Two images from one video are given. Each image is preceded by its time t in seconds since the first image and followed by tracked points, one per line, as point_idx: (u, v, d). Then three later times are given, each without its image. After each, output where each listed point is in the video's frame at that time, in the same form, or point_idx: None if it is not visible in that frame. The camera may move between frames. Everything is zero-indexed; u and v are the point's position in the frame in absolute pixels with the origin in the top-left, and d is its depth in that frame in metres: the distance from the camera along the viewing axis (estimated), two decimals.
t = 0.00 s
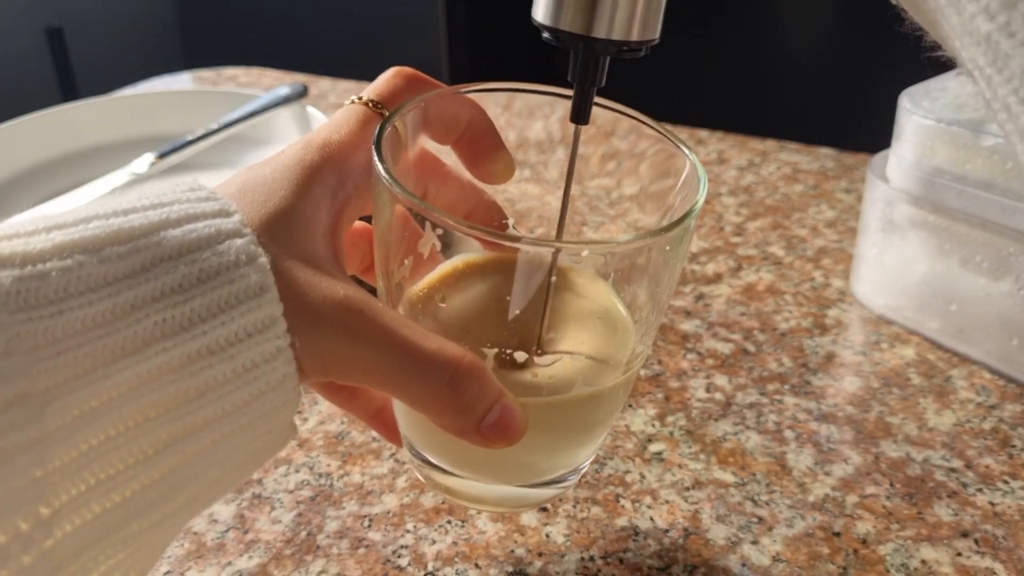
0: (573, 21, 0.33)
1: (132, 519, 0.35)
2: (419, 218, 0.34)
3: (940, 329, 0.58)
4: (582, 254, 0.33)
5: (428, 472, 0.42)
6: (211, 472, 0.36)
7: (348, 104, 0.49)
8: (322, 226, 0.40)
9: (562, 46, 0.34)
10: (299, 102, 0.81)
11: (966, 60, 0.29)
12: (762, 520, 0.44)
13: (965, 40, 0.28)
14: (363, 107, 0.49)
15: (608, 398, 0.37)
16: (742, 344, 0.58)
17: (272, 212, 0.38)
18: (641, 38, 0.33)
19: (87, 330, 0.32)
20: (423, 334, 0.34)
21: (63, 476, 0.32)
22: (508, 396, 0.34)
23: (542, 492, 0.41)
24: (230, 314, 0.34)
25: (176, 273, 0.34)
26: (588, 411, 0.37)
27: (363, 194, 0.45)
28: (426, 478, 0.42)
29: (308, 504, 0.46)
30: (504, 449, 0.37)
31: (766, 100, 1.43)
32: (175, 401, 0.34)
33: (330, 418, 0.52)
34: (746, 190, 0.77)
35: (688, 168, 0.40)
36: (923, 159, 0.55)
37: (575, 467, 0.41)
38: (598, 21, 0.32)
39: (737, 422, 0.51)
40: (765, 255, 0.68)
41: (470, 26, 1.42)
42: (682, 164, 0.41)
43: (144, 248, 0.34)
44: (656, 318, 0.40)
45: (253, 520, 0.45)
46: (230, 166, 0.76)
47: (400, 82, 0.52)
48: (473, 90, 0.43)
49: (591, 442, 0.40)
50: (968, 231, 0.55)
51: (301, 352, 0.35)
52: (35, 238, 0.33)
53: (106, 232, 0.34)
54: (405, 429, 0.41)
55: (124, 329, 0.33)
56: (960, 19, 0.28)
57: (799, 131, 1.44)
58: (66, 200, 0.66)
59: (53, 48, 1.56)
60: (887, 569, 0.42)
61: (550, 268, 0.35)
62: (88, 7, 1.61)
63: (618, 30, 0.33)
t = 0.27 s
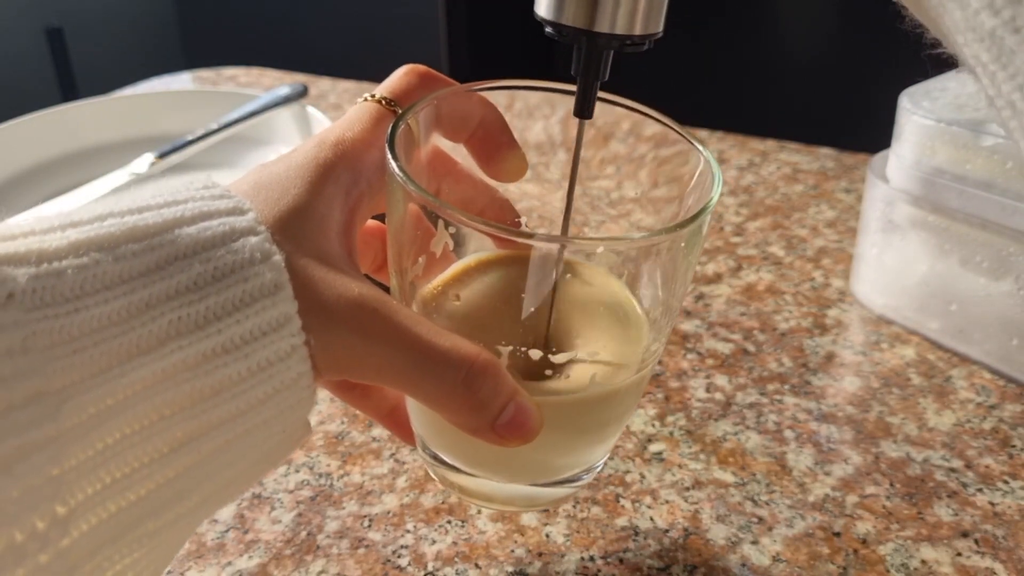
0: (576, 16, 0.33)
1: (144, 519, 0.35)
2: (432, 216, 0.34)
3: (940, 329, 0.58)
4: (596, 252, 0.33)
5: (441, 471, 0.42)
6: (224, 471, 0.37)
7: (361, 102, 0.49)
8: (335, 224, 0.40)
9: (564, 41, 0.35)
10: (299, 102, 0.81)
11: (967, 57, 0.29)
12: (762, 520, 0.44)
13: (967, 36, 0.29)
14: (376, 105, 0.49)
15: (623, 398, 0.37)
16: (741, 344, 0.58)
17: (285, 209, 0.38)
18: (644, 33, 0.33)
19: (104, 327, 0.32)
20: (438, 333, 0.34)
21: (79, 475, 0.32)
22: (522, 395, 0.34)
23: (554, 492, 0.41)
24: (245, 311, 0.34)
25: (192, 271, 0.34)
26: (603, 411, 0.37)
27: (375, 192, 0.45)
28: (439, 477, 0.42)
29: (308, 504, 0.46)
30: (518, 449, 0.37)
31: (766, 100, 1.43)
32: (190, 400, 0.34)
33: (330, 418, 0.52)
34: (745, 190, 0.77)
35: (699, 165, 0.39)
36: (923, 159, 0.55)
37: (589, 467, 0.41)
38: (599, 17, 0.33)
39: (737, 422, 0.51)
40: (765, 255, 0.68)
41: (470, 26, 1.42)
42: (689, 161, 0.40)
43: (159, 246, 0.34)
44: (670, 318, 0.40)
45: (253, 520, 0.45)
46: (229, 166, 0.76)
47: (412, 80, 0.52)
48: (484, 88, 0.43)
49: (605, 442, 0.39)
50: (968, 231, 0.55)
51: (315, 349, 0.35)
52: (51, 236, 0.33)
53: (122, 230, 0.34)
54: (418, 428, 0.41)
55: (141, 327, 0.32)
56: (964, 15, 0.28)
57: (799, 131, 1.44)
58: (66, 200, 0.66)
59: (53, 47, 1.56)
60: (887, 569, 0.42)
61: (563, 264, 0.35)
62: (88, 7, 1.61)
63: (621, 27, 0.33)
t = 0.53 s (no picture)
0: (579, 18, 0.33)
1: (138, 523, 0.35)
2: (427, 219, 0.34)
3: (940, 329, 0.58)
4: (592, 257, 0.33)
5: (436, 473, 0.42)
6: (219, 474, 0.37)
7: (358, 104, 0.49)
8: (331, 226, 0.40)
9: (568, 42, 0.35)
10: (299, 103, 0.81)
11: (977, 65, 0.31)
12: (762, 520, 0.44)
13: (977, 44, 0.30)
14: (372, 107, 0.49)
15: (618, 401, 0.37)
16: (742, 344, 0.58)
17: (280, 212, 0.38)
18: (649, 35, 0.33)
19: (97, 330, 0.32)
20: (433, 337, 0.34)
21: (73, 478, 0.32)
22: (517, 399, 0.34)
23: (550, 494, 0.41)
24: (240, 315, 0.34)
25: (186, 274, 0.34)
26: (598, 414, 0.37)
27: (371, 195, 0.45)
28: (434, 479, 0.42)
29: (308, 504, 0.46)
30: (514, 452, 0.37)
31: (766, 100, 1.43)
32: (184, 403, 0.34)
33: (330, 418, 0.52)
34: (746, 190, 0.77)
35: (696, 168, 0.39)
36: (923, 159, 0.55)
37: (585, 470, 0.41)
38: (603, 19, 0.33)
39: (737, 422, 0.51)
40: (765, 255, 0.68)
41: (470, 26, 1.42)
42: (687, 164, 0.40)
43: (153, 249, 0.34)
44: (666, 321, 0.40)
45: (253, 520, 0.45)
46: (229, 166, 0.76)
47: (409, 81, 0.52)
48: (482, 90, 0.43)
49: (601, 444, 0.39)
50: (968, 231, 0.55)
51: (309, 353, 0.35)
52: (45, 238, 0.33)
53: (116, 232, 0.34)
54: (414, 431, 0.41)
55: (134, 330, 0.33)
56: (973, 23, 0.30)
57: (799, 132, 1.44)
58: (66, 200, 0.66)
59: (53, 48, 1.56)
60: (887, 569, 0.42)
61: (559, 267, 0.35)
62: (88, 7, 1.61)
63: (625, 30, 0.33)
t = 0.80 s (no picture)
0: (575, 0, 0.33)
1: (137, 521, 0.35)
2: (425, 217, 0.34)
3: (940, 329, 0.58)
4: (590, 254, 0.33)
5: (435, 472, 0.42)
6: (216, 472, 0.36)
7: (356, 102, 0.49)
8: (329, 224, 0.40)
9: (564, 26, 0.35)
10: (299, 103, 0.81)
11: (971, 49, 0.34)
12: (762, 520, 0.44)
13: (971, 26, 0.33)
14: (370, 106, 0.49)
15: (616, 398, 0.37)
16: (742, 344, 0.58)
17: (278, 210, 0.38)
18: (643, 19, 0.33)
19: (94, 328, 0.32)
20: (431, 334, 0.34)
21: (70, 476, 0.32)
22: (515, 397, 0.34)
23: (549, 492, 0.41)
24: (237, 312, 0.34)
25: (183, 271, 0.34)
26: (596, 411, 0.37)
27: (369, 193, 0.45)
28: (433, 478, 0.42)
29: (308, 504, 0.46)
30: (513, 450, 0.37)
31: (766, 100, 1.43)
32: (181, 401, 0.34)
33: (330, 418, 0.52)
34: (746, 190, 0.77)
35: (694, 165, 0.39)
36: (923, 159, 0.55)
37: (584, 468, 0.41)
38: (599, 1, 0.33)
39: (737, 422, 0.51)
40: (765, 255, 0.68)
41: (470, 26, 1.42)
42: (685, 163, 0.40)
43: (151, 247, 0.34)
44: (664, 318, 0.40)
45: (253, 520, 0.45)
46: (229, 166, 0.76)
47: (407, 80, 0.52)
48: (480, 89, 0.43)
49: (600, 442, 0.39)
50: (967, 231, 0.55)
51: (307, 351, 0.35)
52: (42, 236, 0.33)
53: (114, 230, 0.34)
54: (413, 430, 0.41)
55: (131, 328, 0.33)
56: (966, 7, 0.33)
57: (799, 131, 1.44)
58: (66, 199, 0.66)
59: (53, 48, 1.56)
60: (887, 569, 0.42)
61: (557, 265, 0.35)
62: (88, 7, 1.61)
63: (621, 11, 0.33)
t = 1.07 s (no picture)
0: None
1: (136, 516, 0.35)
2: (424, 214, 0.34)
3: (940, 329, 0.58)
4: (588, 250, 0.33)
5: (434, 469, 0.42)
6: (217, 468, 0.37)
7: (355, 100, 0.49)
8: (327, 221, 0.40)
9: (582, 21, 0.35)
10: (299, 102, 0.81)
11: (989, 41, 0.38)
12: (762, 520, 0.44)
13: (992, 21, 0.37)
14: (369, 103, 0.49)
15: (614, 394, 0.37)
16: (741, 344, 0.58)
17: (277, 207, 0.38)
18: (661, 14, 0.34)
19: (94, 324, 0.32)
20: (429, 330, 0.34)
21: (70, 470, 0.32)
22: (513, 392, 0.34)
23: (549, 489, 0.41)
24: (237, 309, 0.34)
25: (183, 268, 0.34)
26: (595, 407, 0.37)
27: (367, 190, 0.45)
28: (433, 476, 0.42)
29: (308, 504, 0.46)
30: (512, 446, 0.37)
31: (766, 100, 1.43)
32: (181, 397, 0.34)
33: (330, 418, 0.52)
34: (745, 190, 0.77)
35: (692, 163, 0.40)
36: (924, 159, 0.55)
37: (582, 465, 0.41)
38: None
39: (737, 422, 0.51)
40: (765, 255, 0.68)
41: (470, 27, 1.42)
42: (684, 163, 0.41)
43: (150, 243, 0.34)
44: (662, 314, 0.40)
45: (253, 520, 0.45)
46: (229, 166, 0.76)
47: (405, 78, 0.52)
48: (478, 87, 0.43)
49: (598, 439, 0.40)
50: (967, 231, 0.54)
51: (306, 347, 0.35)
52: (43, 232, 0.32)
53: (113, 226, 0.33)
54: (412, 427, 0.41)
55: (131, 324, 0.32)
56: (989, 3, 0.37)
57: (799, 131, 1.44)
58: (67, 199, 0.66)
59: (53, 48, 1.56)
60: (887, 569, 0.42)
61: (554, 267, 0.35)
62: (89, 7, 1.61)
63: (639, 6, 0.33)
